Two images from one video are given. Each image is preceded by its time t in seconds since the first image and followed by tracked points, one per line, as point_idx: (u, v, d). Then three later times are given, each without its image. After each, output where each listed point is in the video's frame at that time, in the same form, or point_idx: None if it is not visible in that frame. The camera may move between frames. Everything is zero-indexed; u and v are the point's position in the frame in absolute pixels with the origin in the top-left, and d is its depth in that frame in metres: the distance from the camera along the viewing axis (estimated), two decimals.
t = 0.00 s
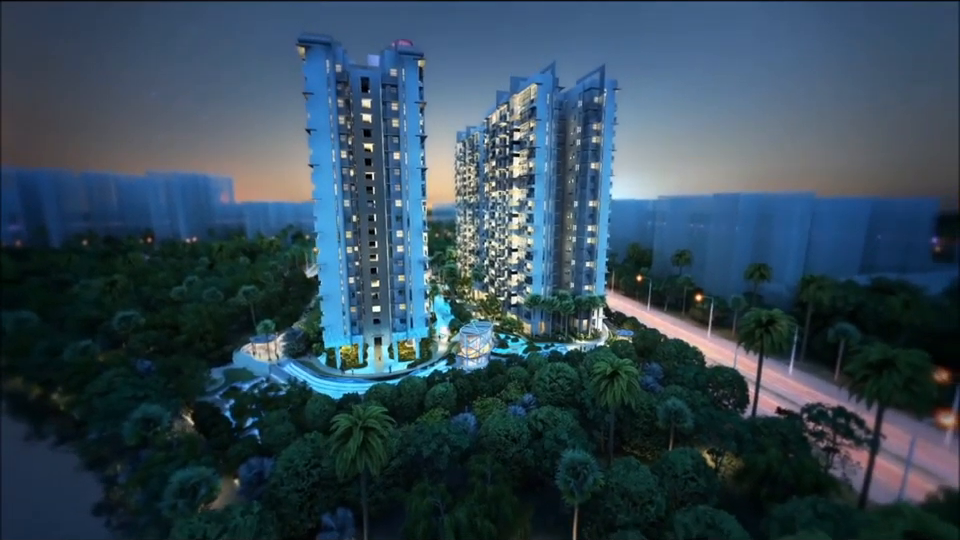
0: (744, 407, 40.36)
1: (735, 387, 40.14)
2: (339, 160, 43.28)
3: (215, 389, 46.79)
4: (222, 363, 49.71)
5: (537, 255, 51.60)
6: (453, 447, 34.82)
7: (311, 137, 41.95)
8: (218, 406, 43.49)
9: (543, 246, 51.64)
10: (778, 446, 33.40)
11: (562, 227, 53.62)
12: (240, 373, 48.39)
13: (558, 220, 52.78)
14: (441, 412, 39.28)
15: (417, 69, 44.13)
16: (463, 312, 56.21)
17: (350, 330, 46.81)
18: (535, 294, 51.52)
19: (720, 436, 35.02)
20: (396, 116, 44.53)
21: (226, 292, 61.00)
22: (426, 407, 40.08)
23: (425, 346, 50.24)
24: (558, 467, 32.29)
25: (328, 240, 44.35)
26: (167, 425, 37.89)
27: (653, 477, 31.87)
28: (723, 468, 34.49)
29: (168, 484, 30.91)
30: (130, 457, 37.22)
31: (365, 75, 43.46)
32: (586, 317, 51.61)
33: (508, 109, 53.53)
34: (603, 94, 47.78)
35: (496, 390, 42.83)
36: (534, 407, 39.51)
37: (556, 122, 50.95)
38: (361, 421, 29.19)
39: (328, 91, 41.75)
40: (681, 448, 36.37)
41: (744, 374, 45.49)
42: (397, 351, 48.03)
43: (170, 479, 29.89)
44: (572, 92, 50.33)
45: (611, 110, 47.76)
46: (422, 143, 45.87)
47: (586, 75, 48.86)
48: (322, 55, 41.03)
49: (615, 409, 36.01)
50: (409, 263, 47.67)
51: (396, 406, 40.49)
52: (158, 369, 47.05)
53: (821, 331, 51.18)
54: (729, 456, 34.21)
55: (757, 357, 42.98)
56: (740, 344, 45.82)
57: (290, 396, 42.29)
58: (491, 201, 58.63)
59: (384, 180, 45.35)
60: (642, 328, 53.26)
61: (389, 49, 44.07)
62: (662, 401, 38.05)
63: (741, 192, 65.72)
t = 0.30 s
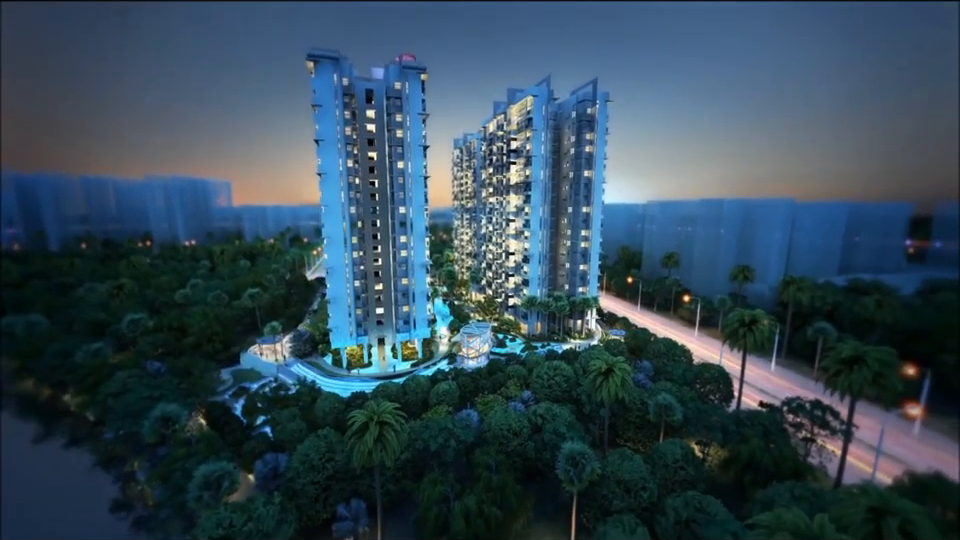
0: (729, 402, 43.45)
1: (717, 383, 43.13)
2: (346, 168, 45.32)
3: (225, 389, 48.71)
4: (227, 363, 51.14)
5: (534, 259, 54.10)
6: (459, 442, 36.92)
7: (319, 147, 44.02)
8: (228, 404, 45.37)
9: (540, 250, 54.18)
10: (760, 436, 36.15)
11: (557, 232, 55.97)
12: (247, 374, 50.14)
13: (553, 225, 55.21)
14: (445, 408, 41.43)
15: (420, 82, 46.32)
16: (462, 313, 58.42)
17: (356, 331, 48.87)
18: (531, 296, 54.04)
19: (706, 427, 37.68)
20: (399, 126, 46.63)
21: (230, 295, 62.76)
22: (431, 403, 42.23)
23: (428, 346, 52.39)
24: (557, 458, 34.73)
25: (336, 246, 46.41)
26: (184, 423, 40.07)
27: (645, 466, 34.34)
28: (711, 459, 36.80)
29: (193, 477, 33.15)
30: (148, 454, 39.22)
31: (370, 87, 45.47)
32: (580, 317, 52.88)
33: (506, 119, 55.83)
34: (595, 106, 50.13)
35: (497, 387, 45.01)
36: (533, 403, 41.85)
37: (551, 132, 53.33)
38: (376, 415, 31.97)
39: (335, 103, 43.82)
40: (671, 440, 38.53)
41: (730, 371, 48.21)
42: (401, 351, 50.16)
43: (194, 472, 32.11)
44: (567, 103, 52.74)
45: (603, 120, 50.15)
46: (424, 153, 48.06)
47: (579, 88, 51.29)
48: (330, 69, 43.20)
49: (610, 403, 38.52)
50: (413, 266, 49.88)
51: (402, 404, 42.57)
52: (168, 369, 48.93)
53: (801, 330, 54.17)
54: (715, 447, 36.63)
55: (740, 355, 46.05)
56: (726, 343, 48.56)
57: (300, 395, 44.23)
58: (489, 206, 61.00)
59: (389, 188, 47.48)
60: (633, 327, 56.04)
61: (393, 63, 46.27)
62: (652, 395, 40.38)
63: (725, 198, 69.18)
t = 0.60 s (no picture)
0: (714, 396, 46.25)
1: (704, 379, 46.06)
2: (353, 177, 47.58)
3: (235, 388, 50.56)
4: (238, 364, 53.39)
5: (531, 262, 56.36)
6: (465, 435, 39.26)
7: (327, 156, 46.25)
8: (240, 403, 47.23)
9: (536, 254, 56.49)
10: (743, 427, 39.21)
11: (552, 236, 58.62)
12: (256, 374, 51.96)
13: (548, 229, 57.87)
14: (450, 404, 43.75)
15: (423, 95, 48.77)
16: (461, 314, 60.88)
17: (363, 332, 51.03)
18: (528, 297, 56.49)
19: (695, 419, 40.60)
20: (403, 137, 48.82)
21: (234, 297, 64.42)
22: (437, 400, 44.38)
23: (429, 346, 54.69)
24: (558, 448, 37.30)
25: (343, 251, 48.56)
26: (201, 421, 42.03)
27: (639, 455, 37.09)
28: (698, 448, 39.78)
29: (218, 470, 35.40)
30: (166, 451, 41.13)
31: (376, 98, 47.86)
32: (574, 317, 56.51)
33: (502, 129, 58.35)
34: (587, 117, 52.82)
35: (497, 384, 47.42)
36: (532, 398, 44.37)
37: (546, 141, 55.98)
38: (390, 412, 34.67)
39: (343, 115, 46.14)
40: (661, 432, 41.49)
41: (716, 367, 51.28)
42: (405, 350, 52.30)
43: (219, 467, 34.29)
44: (561, 114, 55.43)
45: (595, 131, 52.84)
46: (427, 161, 50.42)
47: (573, 99, 54.05)
48: (338, 83, 45.41)
49: (605, 398, 41.29)
50: (416, 270, 52.17)
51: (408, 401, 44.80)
52: (179, 370, 50.70)
53: (781, 328, 57.51)
54: (703, 438, 39.61)
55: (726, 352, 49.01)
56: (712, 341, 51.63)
57: (309, 393, 46.27)
58: (486, 211, 63.36)
59: (393, 195, 49.77)
60: (624, 326, 58.89)
61: (398, 77, 48.46)
62: (644, 390, 43.49)
63: (708, 203, 72.60)
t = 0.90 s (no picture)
0: (704, 391, 48.80)
1: (693, 375, 48.71)
2: (359, 183, 49.49)
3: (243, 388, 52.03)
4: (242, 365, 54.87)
5: (528, 264, 58.51)
6: (469, 430, 41.27)
7: (334, 164, 48.06)
8: (249, 401, 48.70)
9: (533, 256, 58.59)
10: (731, 419, 41.74)
11: (548, 239, 60.86)
12: (262, 373, 53.48)
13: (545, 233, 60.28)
14: (453, 400, 45.66)
15: (426, 105, 50.60)
16: (460, 314, 62.84)
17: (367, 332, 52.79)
18: (525, 297, 58.54)
19: (686, 413, 43.01)
20: (407, 144, 50.67)
21: (238, 299, 65.74)
22: (441, 396, 46.41)
23: (431, 345, 56.61)
24: (559, 441, 39.49)
25: (349, 253, 50.47)
26: (214, 419, 43.60)
27: (636, 446, 39.33)
28: (689, 439, 42.30)
29: (236, 465, 37.12)
30: (181, 448, 42.62)
31: (379, 108, 49.87)
32: (570, 317, 58.89)
33: (500, 136, 60.52)
34: (582, 126, 55.17)
35: (497, 381, 49.45)
36: (532, 394, 46.54)
37: (542, 147, 58.23)
38: (401, 407, 36.67)
39: (349, 123, 47.97)
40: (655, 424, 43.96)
41: (705, 364, 53.89)
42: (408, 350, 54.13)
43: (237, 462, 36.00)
44: (557, 122, 57.73)
45: (589, 138, 55.22)
46: (429, 168, 52.32)
47: (568, 108, 56.39)
48: (345, 93, 47.30)
49: (602, 393, 43.59)
50: (420, 272, 54.09)
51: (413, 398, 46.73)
52: (187, 370, 52.04)
53: (766, 326, 60.36)
54: (693, 430, 42.09)
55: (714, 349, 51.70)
56: (701, 339, 54.30)
57: (316, 392, 47.95)
58: (484, 215, 65.47)
59: (397, 200, 51.71)
60: (617, 325, 61.40)
61: (402, 86, 50.40)
62: (638, 386, 45.96)
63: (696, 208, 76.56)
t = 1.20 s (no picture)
0: (694, 385, 51.56)
1: (684, 370, 51.60)
2: (365, 189, 51.45)
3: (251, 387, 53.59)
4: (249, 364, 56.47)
5: (526, 265, 60.86)
6: (475, 424, 43.44)
7: (341, 169, 49.87)
8: (258, 399, 50.27)
9: (530, 257, 60.91)
10: (720, 410, 44.48)
11: (544, 241, 63.34)
12: (270, 373, 55.06)
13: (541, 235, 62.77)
14: (457, 396, 47.72)
15: (429, 113, 52.68)
16: (459, 314, 65.04)
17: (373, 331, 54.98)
18: (523, 298, 60.77)
19: (678, 405, 45.67)
20: (411, 151, 52.75)
21: (242, 300, 67.33)
22: (446, 392, 48.61)
23: (433, 344, 58.67)
24: (561, 432, 41.84)
25: (356, 256, 52.52)
26: (228, 416, 45.24)
27: (633, 437, 41.80)
28: (681, 430, 45.05)
29: (255, 459, 38.86)
30: (197, 445, 44.21)
31: (384, 115, 51.80)
32: (566, 316, 61.50)
33: (498, 142, 62.86)
34: (577, 133, 57.64)
35: (498, 378, 51.70)
36: (533, 390, 48.91)
37: (539, 154, 60.55)
38: (413, 402, 38.87)
39: (356, 131, 49.82)
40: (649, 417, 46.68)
41: (694, 360, 56.86)
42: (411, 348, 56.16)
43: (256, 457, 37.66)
44: (553, 130, 60.11)
45: (584, 145, 57.64)
46: (432, 174, 54.45)
47: (563, 117, 58.75)
48: (352, 102, 49.11)
49: (599, 387, 46.15)
50: (423, 273, 56.40)
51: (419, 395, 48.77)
52: (196, 370, 53.47)
53: (751, 324, 63.65)
54: (685, 422, 44.81)
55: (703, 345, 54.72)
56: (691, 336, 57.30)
57: (325, 390, 49.70)
58: (483, 218, 67.83)
59: (401, 205, 53.77)
60: (611, 324, 64.16)
61: (405, 96, 52.40)
62: (633, 380, 48.69)
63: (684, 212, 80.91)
